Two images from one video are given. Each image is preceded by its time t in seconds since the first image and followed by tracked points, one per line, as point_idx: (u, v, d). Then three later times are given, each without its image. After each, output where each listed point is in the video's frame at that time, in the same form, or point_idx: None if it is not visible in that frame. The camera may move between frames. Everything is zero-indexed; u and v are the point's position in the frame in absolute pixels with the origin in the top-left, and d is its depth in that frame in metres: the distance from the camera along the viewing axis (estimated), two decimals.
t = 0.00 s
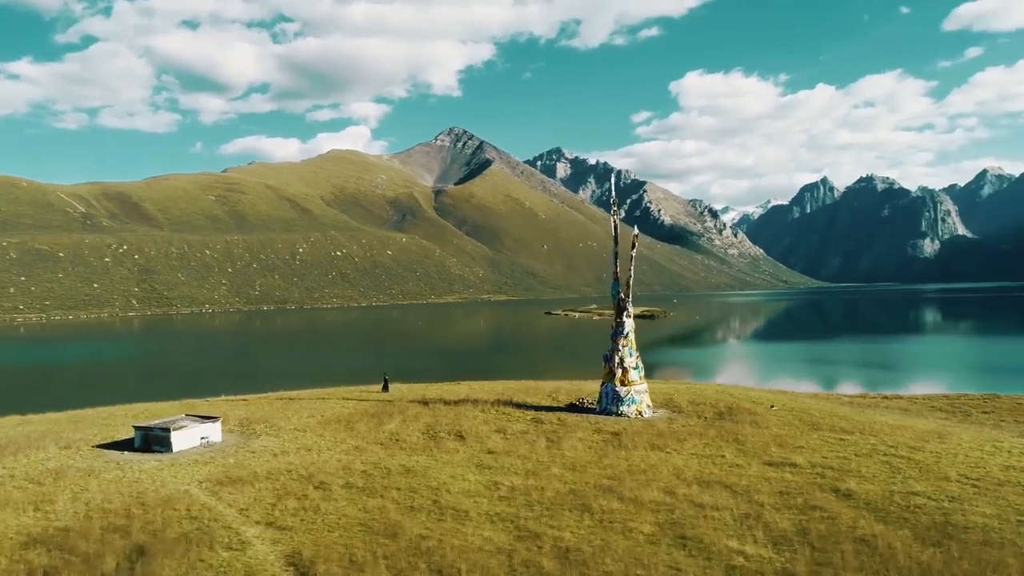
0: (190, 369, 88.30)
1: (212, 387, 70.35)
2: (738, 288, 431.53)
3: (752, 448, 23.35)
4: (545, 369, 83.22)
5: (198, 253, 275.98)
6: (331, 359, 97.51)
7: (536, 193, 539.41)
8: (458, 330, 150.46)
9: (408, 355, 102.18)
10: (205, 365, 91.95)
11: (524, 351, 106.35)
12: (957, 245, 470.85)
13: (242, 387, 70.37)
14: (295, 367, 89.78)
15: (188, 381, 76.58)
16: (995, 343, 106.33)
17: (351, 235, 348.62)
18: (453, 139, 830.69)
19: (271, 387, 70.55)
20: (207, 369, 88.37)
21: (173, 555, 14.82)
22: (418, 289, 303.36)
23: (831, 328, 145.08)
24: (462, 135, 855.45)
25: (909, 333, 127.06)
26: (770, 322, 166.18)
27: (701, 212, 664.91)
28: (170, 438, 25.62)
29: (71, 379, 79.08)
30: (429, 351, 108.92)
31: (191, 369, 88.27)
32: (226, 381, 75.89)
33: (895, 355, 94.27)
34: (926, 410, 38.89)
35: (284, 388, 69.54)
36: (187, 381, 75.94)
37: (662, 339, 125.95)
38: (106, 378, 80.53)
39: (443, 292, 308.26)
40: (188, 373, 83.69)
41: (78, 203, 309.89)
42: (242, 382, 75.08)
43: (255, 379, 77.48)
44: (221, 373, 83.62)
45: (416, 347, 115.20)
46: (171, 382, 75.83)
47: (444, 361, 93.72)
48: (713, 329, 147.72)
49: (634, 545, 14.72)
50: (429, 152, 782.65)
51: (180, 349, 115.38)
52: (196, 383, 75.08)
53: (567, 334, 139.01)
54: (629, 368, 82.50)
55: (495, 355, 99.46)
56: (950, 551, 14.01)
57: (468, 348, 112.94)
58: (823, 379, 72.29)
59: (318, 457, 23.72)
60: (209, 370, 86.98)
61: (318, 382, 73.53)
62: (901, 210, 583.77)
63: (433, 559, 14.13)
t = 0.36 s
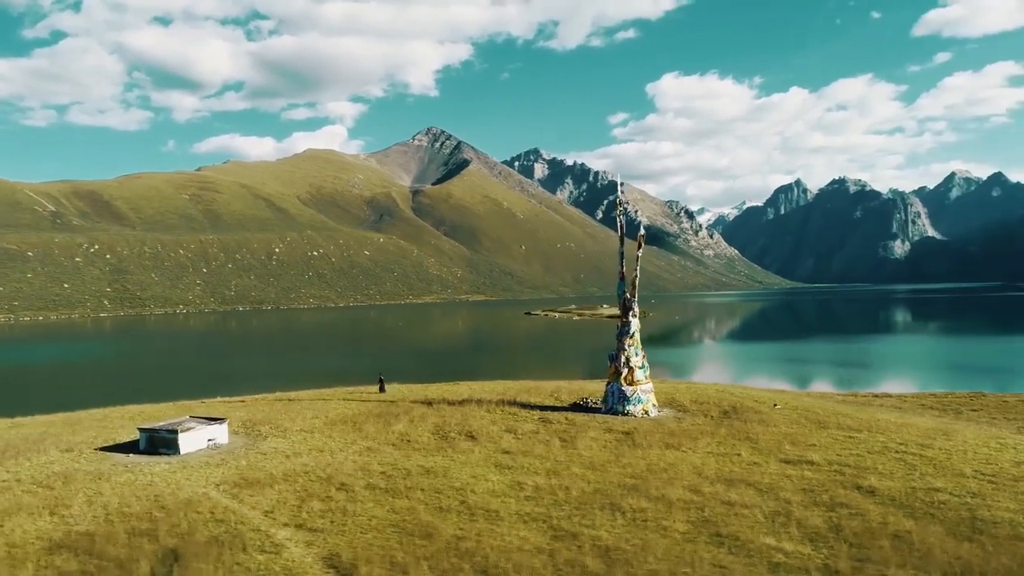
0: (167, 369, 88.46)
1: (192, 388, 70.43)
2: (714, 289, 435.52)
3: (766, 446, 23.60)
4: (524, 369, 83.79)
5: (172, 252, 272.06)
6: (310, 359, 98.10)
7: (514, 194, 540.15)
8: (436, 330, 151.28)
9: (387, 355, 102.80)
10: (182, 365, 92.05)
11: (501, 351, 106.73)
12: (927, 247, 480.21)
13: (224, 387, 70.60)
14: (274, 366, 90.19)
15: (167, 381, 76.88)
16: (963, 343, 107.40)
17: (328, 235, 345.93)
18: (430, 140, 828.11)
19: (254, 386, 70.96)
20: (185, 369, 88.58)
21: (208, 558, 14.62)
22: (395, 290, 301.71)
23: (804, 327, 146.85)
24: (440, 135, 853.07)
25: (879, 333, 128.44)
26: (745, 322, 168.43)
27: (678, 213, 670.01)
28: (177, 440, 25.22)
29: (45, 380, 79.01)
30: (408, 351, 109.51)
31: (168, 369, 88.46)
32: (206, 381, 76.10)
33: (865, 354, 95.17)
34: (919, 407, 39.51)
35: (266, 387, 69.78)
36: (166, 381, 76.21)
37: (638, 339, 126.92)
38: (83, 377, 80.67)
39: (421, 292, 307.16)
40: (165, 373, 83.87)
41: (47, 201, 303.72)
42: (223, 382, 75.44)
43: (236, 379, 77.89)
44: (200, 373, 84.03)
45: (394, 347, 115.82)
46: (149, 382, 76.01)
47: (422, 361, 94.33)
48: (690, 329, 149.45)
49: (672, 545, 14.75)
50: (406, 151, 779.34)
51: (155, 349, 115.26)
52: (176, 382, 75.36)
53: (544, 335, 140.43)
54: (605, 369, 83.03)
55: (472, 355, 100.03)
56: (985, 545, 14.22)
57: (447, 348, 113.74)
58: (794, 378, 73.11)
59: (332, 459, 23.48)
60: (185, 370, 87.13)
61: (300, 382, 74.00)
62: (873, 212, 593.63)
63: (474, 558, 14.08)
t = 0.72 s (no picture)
0: (141, 368, 89.31)
1: (173, 387, 71.06)
2: (689, 289, 439.57)
3: (780, 444, 23.83)
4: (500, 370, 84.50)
5: (144, 252, 267.75)
6: (286, 359, 99.09)
7: (491, 194, 540.42)
8: (412, 329, 152.53)
9: (363, 354, 103.72)
10: (156, 365, 92.85)
11: (478, 351, 107.44)
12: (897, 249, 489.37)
13: (203, 387, 71.02)
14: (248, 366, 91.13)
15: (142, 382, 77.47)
16: (933, 342, 108.71)
17: (304, 235, 342.95)
18: (407, 139, 825.49)
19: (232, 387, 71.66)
20: (159, 369, 89.61)
21: (245, 562, 14.36)
22: (373, 290, 300.12)
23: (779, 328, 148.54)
24: (417, 135, 850.55)
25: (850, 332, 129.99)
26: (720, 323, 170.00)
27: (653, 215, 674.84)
28: (185, 443, 24.83)
29: (19, 379, 79.64)
30: (384, 351, 110.40)
31: (142, 369, 89.36)
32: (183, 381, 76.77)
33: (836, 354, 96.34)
34: (911, 406, 40.16)
35: (246, 387, 70.31)
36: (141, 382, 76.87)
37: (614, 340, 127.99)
38: (58, 377, 81.35)
39: (398, 292, 305.81)
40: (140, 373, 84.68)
41: (14, 199, 297.20)
42: (201, 382, 76.17)
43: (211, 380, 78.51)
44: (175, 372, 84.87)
45: (370, 346, 116.86)
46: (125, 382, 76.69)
47: (398, 361, 95.24)
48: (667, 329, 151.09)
49: (712, 542, 14.87)
50: (382, 151, 775.45)
51: (129, 349, 115.86)
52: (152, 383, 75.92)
53: (519, 334, 142.31)
54: (580, 369, 84.05)
55: (450, 356, 100.85)
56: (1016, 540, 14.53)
57: (423, 347, 114.87)
58: (767, 376, 74.15)
59: (347, 460, 23.24)
60: (161, 369, 87.81)
61: (278, 382, 74.77)
62: (844, 214, 603.30)
63: (514, 558, 14.03)
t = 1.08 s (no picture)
0: (118, 369, 89.37)
1: (153, 387, 71.53)
2: (665, 290, 442.94)
3: (792, 443, 24.07)
4: (482, 370, 84.95)
5: (114, 252, 263.07)
6: (266, 359, 99.57)
7: (468, 194, 539.80)
8: (388, 330, 153.40)
9: (345, 355, 104.42)
10: (135, 366, 92.90)
11: (456, 351, 107.83)
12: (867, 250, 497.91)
13: (189, 389, 70.71)
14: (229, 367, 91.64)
15: (125, 382, 77.55)
16: (902, 342, 109.91)
17: (279, 235, 339.41)
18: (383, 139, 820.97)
19: (222, 386, 71.91)
20: (139, 369, 89.92)
21: (283, 565, 14.25)
22: (349, 291, 297.93)
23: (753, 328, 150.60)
24: (393, 134, 846.04)
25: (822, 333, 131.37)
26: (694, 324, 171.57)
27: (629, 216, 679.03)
28: (194, 445, 24.44)
29: None
30: (363, 351, 111.01)
31: (123, 370, 89.99)
32: (167, 383, 77.02)
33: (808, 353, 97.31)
34: (903, 404, 40.81)
35: (226, 387, 70.67)
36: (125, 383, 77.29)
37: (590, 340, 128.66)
38: (35, 378, 81.40)
39: (374, 292, 303.91)
40: (120, 374, 84.81)
41: None
42: (185, 383, 76.50)
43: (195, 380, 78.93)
44: (159, 373, 85.50)
45: (349, 347, 117.35)
46: (109, 383, 76.90)
47: (378, 362, 95.56)
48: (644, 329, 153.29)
49: (748, 538, 15.06)
50: (358, 151, 770.51)
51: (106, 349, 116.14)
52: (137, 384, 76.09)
53: (496, 334, 143.78)
54: (556, 368, 84.83)
55: (427, 356, 101.39)
56: None
57: (403, 348, 115.34)
58: (739, 376, 74.62)
59: (362, 461, 23.07)
60: (136, 370, 88.00)
61: (265, 382, 75.07)
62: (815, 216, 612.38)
63: (554, 556, 14.10)
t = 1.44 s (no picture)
0: (92, 369, 89.47)
1: (133, 387, 72.13)
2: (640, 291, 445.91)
3: (803, 441, 24.34)
4: (463, 369, 85.14)
5: (83, 252, 258.02)
6: (244, 359, 99.73)
7: (444, 195, 538.51)
8: (364, 330, 153.93)
9: (323, 355, 104.45)
10: (111, 367, 93.00)
11: (433, 351, 108.24)
12: (838, 251, 506.03)
13: (170, 389, 70.15)
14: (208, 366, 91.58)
15: (102, 382, 77.26)
16: (872, 342, 111.11)
17: (254, 235, 335.36)
18: (359, 139, 817.21)
19: (203, 386, 71.66)
20: (116, 369, 89.95)
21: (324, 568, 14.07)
22: (324, 291, 295.28)
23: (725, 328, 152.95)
24: (369, 134, 842.69)
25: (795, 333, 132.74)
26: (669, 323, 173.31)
27: (605, 217, 682.48)
28: (205, 447, 24.08)
29: None
30: (341, 351, 111.33)
31: (99, 369, 90.06)
32: (145, 382, 76.81)
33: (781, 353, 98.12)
34: (893, 401, 41.35)
35: (206, 386, 71.30)
36: (102, 382, 77.14)
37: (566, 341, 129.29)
38: (10, 377, 81.35)
39: (350, 293, 301.60)
40: (98, 374, 84.66)
41: None
42: (163, 382, 76.38)
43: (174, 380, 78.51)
44: (135, 373, 85.21)
45: (327, 347, 117.79)
46: (85, 382, 76.52)
47: (357, 361, 95.73)
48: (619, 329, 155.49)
49: (784, 537, 15.13)
50: (333, 150, 764.83)
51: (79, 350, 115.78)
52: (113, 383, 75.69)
53: (470, 335, 145.24)
54: (532, 368, 85.41)
55: (405, 356, 101.73)
56: None
57: (382, 347, 115.70)
58: (709, 375, 75.65)
59: (377, 463, 22.93)
60: (110, 370, 88.11)
61: (247, 381, 75.12)
62: (788, 217, 620.74)
63: (597, 556, 14.07)
